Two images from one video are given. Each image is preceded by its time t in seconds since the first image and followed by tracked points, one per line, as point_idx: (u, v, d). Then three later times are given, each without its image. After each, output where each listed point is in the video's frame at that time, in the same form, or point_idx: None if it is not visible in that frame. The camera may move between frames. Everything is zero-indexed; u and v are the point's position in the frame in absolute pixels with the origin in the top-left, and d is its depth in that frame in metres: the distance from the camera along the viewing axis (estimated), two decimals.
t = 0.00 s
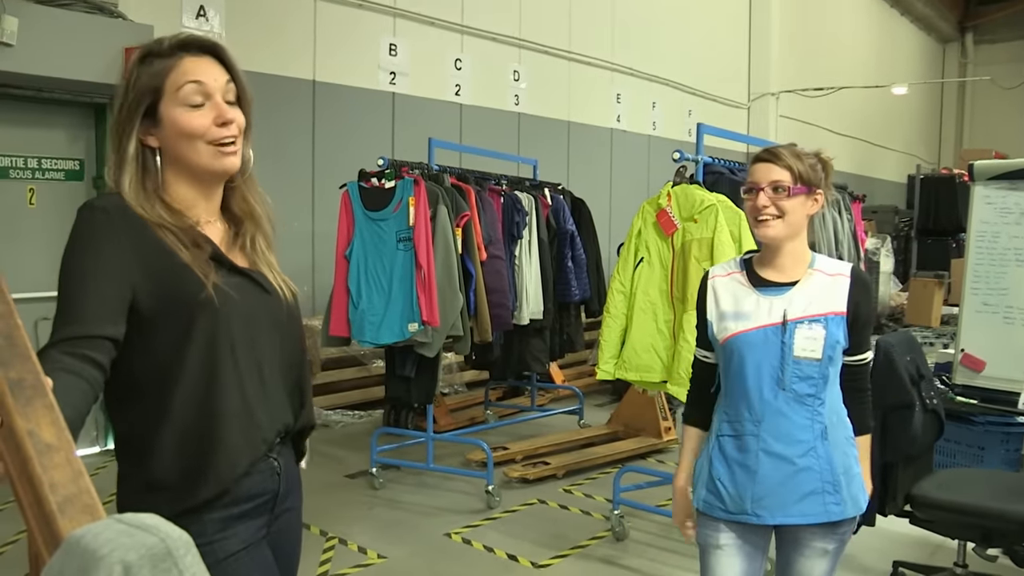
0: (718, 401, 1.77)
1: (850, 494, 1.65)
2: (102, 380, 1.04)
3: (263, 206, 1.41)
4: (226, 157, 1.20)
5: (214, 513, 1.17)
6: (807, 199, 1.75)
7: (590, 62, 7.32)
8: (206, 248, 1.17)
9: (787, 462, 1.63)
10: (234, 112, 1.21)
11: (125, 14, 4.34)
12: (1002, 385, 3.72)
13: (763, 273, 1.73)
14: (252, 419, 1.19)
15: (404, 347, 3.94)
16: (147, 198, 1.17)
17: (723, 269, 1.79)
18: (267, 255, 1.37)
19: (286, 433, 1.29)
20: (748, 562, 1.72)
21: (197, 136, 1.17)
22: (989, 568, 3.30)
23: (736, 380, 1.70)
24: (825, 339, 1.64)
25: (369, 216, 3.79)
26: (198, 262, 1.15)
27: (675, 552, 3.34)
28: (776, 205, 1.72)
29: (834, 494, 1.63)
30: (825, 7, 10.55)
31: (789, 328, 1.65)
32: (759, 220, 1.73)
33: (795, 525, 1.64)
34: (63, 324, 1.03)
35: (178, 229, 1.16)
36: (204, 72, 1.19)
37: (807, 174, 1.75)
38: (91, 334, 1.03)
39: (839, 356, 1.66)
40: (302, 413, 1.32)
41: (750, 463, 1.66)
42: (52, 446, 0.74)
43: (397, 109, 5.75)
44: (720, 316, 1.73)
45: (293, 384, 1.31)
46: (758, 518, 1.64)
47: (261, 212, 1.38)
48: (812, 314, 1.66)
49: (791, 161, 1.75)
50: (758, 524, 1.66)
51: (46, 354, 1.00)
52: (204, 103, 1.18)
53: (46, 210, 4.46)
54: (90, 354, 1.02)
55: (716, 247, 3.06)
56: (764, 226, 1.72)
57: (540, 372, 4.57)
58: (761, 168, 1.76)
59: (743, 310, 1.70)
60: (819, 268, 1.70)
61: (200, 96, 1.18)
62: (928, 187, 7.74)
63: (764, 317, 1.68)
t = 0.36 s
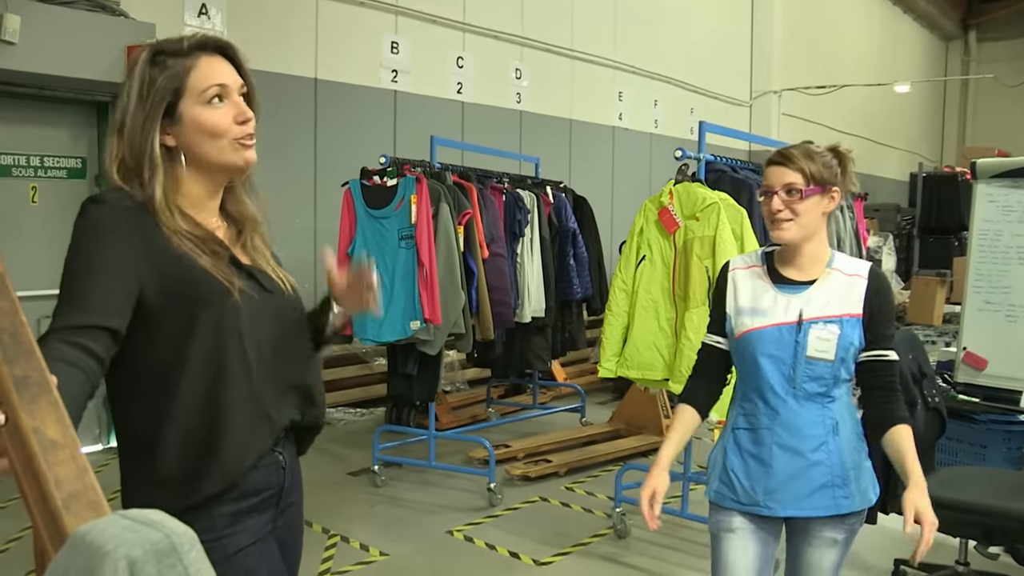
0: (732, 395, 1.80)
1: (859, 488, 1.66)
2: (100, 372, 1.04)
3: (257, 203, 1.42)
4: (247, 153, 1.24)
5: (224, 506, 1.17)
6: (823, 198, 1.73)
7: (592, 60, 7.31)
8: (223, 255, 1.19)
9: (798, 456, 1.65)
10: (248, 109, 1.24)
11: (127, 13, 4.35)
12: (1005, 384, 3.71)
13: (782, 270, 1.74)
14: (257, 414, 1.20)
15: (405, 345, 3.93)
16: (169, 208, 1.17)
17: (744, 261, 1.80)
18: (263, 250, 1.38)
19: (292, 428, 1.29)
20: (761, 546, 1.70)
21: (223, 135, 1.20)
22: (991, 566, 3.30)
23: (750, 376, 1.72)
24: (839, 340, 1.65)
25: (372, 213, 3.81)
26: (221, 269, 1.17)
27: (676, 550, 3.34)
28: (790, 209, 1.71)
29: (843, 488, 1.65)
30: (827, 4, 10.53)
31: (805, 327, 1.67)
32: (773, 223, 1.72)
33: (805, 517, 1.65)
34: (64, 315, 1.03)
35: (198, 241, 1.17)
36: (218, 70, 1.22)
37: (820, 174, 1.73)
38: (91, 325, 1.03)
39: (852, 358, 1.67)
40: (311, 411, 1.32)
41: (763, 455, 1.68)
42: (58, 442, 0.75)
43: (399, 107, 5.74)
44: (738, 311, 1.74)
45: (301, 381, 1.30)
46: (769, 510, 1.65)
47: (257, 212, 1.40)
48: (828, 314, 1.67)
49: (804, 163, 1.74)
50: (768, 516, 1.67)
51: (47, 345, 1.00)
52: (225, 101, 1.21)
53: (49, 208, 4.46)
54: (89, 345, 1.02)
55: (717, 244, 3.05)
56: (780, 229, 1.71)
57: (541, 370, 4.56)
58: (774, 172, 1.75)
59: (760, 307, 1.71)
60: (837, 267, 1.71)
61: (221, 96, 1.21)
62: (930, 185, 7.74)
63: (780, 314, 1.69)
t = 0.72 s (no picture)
0: (746, 387, 1.80)
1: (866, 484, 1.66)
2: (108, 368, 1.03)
3: (271, 199, 1.42)
4: (254, 145, 1.24)
5: (224, 506, 1.18)
6: (841, 197, 1.74)
7: (595, 56, 7.30)
8: (243, 262, 1.22)
9: (807, 451, 1.65)
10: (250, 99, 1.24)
11: (130, 10, 4.35)
12: (1009, 380, 3.70)
13: (796, 266, 1.74)
14: (265, 414, 1.20)
15: (408, 342, 3.94)
16: (186, 206, 1.18)
17: (758, 256, 1.81)
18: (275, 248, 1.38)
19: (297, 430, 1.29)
20: (776, 533, 1.70)
21: (224, 130, 1.20)
22: (995, 562, 3.30)
23: (762, 370, 1.72)
24: (851, 338, 1.65)
25: (374, 208, 3.80)
26: (239, 274, 1.19)
27: (679, 546, 3.35)
28: (807, 205, 1.71)
29: (850, 482, 1.65)
30: None
31: (817, 324, 1.67)
32: (789, 217, 1.72)
33: (813, 510, 1.66)
34: (75, 310, 1.03)
35: (214, 239, 1.19)
36: (216, 64, 1.21)
37: (840, 172, 1.74)
38: (99, 322, 1.02)
39: (863, 356, 1.67)
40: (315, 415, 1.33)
41: (774, 448, 1.68)
42: (64, 439, 0.75)
43: (402, 104, 5.74)
44: (751, 306, 1.74)
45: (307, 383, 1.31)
46: (777, 502, 1.66)
47: (271, 201, 1.41)
48: (842, 312, 1.67)
49: (823, 161, 1.75)
50: (775, 508, 1.68)
51: (56, 338, 1.00)
52: (225, 95, 1.21)
53: (53, 205, 4.47)
54: (99, 341, 1.02)
55: (721, 241, 3.05)
56: (796, 226, 1.71)
57: (544, 367, 4.56)
58: (793, 168, 1.77)
59: (775, 303, 1.71)
60: (852, 265, 1.71)
61: (220, 90, 1.21)
62: (934, 181, 7.72)
63: (793, 309, 1.69)
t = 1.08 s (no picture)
0: (748, 391, 1.81)
1: (873, 485, 1.67)
2: (120, 369, 1.03)
3: (282, 200, 1.43)
4: (277, 149, 1.25)
5: (232, 506, 1.18)
6: (848, 198, 1.75)
7: (596, 57, 7.30)
8: (261, 262, 1.22)
9: (813, 454, 1.66)
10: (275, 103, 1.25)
11: (133, 11, 4.35)
12: (1011, 380, 3.71)
13: (801, 266, 1.74)
14: (278, 416, 1.21)
15: (410, 342, 3.95)
16: (210, 207, 1.19)
17: (762, 258, 1.80)
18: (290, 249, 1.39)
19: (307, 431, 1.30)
20: (787, 543, 1.71)
21: (251, 133, 1.21)
22: (997, 562, 3.30)
23: (768, 371, 1.72)
24: (856, 334, 1.65)
25: (376, 210, 3.80)
26: (257, 274, 1.19)
27: (680, 546, 3.35)
28: (815, 205, 1.72)
29: (857, 485, 1.66)
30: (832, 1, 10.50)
31: (821, 322, 1.67)
32: (796, 217, 1.73)
33: (821, 513, 1.66)
34: (90, 310, 1.03)
35: (231, 239, 1.18)
36: (247, 67, 1.22)
37: (849, 173, 1.75)
38: (115, 323, 1.03)
39: (870, 352, 1.67)
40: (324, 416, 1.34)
41: (779, 452, 1.69)
42: (69, 439, 0.75)
43: (404, 105, 5.75)
44: (754, 307, 1.74)
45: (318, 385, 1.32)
46: (783, 506, 1.66)
47: (283, 203, 1.41)
48: (845, 309, 1.67)
49: (834, 160, 1.75)
50: (783, 512, 1.68)
51: (70, 339, 1.00)
52: (254, 99, 1.22)
53: (56, 206, 4.48)
54: (112, 343, 1.02)
55: (723, 242, 3.05)
56: (803, 225, 1.72)
57: (546, 367, 4.56)
58: (803, 167, 1.77)
59: (779, 304, 1.71)
60: (854, 263, 1.71)
61: (250, 94, 1.22)
62: (935, 182, 7.72)
63: (797, 310, 1.70)
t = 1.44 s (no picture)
0: (748, 392, 1.81)
1: (874, 485, 1.67)
2: (122, 375, 1.03)
3: (278, 202, 1.42)
4: (279, 155, 1.26)
5: (235, 505, 1.18)
6: (847, 199, 1.75)
7: (593, 57, 7.31)
8: (256, 259, 1.20)
9: (815, 455, 1.66)
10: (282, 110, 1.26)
11: (129, 11, 4.35)
12: (1008, 379, 3.71)
13: (798, 266, 1.74)
14: (280, 415, 1.21)
15: (408, 342, 3.94)
16: (205, 207, 1.18)
17: (758, 259, 1.80)
18: (288, 247, 1.38)
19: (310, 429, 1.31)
20: (787, 545, 1.72)
21: (254, 134, 1.21)
22: (993, 561, 3.31)
23: (767, 373, 1.72)
24: (856, 335, 1.66)
25: (374, 210, 3.80)
26: (251, 271, 1.18)
27: (678, 546, 3.35)
28: (813, 203, 1.72)
29: (859, 485, 1.66)
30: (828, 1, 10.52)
31: (820, 323, 1.67)
32: (794, 215, 1.73)
33: (823, 515, 1.66)
34: (90, 317, 1.03)
35: (230, 240, 1.18)
36: (258, 69, 1.23)
37: (848, 174, 1.75)
38: (116, 330, 1.03)
39: (870, 352, 1.68)
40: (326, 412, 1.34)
41: (779, 454, 1.69)
42: (66, 439, 0.75)
43: (401, 105, 5.75)
44: (753, 309, 1.74)
45: (318, 383, 1.32)
46: (786, 508, 1.67)
47: (279, 205, 1.41)
48: (843, 310, 1.68)
49: (834, 160, 1.76)
50: (785, 514, 1.68)
51: (70, 347, 1.00)
52: (263, 102, 1.23)
53: (53, 206, 4.48)
54: (112, 348, 1.03)
55: (720, 241, 3.05)
56: (801, 224, 1.72)
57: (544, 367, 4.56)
58: (803, 166, 1.77)
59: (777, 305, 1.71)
60: (851, 263, 1.71)
61: (260, 96, 1.23)
62: (931, 181, 7.73)
63: (796, 311, 1.70)
